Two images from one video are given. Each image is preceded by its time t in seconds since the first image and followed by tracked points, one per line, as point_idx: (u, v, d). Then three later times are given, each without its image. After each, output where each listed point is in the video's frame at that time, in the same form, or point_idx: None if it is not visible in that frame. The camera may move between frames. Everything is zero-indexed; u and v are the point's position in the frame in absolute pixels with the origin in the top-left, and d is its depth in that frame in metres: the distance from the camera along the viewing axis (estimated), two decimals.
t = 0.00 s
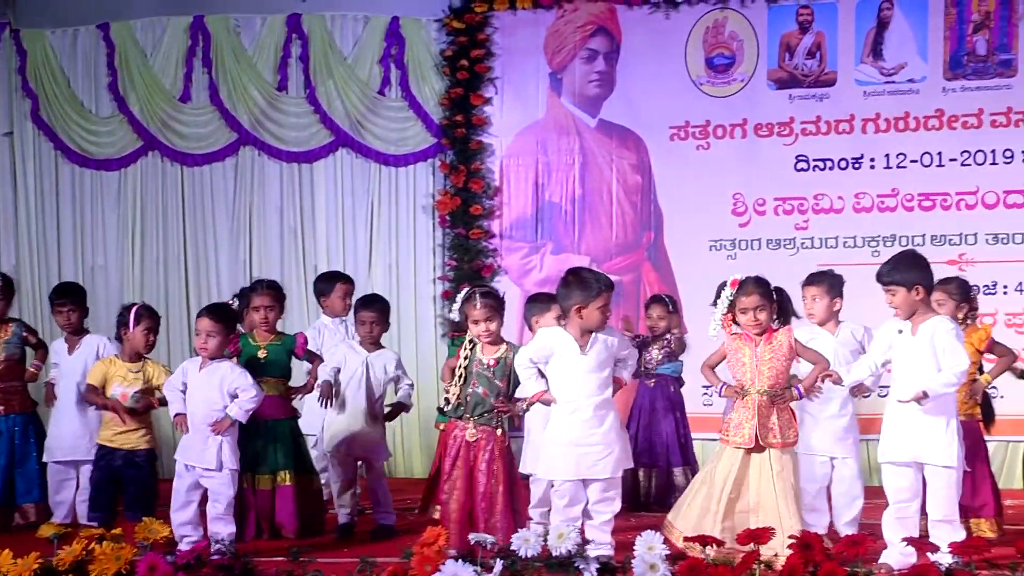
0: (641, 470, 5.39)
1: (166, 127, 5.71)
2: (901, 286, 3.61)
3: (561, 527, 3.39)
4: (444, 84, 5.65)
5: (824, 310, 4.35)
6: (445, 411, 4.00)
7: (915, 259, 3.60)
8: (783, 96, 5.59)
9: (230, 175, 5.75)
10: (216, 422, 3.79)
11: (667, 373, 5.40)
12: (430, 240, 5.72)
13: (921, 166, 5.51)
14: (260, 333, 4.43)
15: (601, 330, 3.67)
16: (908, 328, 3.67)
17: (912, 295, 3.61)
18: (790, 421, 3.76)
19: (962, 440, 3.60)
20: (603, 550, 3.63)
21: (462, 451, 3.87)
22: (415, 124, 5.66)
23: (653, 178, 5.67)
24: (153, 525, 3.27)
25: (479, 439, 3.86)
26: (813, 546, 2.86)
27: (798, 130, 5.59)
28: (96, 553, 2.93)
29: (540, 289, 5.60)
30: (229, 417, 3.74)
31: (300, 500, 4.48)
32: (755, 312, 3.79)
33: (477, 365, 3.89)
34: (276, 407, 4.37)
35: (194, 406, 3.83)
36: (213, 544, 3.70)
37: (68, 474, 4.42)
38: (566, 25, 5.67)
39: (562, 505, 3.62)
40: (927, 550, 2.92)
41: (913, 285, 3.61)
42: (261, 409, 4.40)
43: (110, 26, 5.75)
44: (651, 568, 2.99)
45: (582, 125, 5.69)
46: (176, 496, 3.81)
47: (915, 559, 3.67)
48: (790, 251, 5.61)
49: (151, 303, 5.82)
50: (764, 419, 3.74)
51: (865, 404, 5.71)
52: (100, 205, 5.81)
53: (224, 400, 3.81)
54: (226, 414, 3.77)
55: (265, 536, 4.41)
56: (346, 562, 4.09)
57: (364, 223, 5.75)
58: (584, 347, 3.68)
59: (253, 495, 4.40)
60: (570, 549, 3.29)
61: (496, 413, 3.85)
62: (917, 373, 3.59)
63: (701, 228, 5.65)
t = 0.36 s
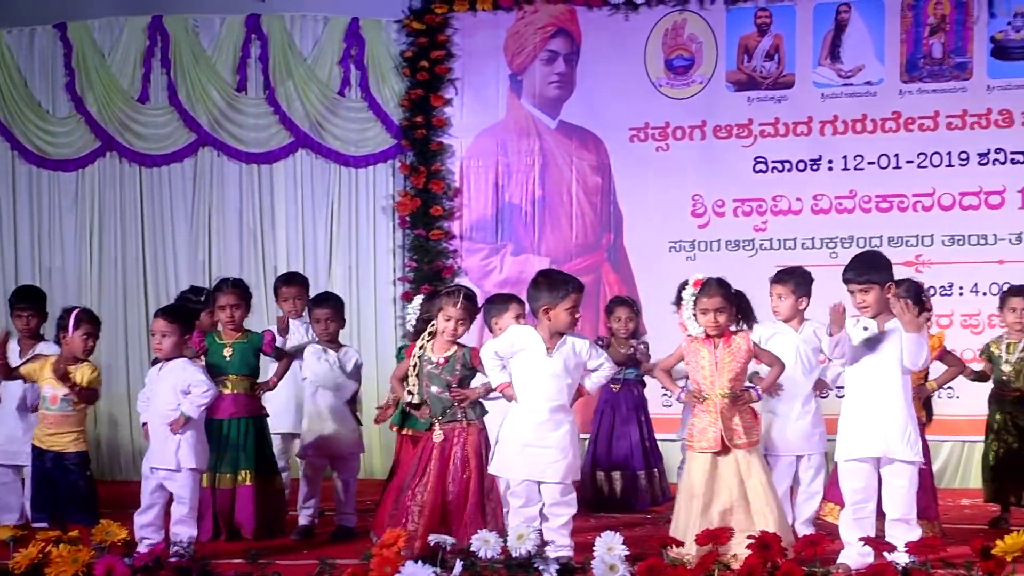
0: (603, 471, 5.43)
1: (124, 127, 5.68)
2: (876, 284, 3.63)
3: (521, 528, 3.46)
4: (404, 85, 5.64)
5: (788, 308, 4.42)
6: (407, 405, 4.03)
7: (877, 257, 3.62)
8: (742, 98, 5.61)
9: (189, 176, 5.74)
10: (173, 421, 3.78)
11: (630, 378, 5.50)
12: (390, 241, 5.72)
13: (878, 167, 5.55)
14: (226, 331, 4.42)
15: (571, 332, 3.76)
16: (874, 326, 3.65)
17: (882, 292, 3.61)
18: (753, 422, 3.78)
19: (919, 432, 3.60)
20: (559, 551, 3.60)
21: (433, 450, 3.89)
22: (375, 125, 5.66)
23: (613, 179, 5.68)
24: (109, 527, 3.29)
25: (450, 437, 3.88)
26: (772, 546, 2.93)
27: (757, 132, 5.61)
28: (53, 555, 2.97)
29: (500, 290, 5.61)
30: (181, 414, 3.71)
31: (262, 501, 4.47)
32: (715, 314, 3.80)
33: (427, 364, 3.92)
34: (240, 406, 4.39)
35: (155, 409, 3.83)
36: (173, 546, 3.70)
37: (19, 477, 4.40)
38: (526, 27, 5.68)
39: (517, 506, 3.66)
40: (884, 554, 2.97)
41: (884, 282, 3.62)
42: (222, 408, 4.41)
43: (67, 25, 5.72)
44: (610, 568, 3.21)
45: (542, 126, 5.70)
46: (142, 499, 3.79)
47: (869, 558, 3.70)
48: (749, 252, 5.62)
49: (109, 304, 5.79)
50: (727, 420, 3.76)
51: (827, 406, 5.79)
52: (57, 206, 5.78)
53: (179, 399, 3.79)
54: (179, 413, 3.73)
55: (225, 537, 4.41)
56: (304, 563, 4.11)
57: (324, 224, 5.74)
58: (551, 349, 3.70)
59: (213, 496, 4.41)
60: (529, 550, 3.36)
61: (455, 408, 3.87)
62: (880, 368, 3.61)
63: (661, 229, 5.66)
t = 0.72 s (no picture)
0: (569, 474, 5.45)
1: (88, 129, 5.65)
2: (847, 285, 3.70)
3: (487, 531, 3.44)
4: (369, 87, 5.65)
5: (757, 310, 4.49)
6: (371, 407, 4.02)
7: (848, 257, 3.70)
8: (706, 101, 5.64)
9: (153, 178, 5.72)
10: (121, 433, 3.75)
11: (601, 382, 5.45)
12: (356, 244, 5.72)
13: (841, 171, 5.59)
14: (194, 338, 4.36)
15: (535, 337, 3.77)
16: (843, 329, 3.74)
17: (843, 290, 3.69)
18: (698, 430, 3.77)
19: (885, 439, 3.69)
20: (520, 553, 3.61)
21: (388, 457, 3.86)
22: (340, 127, 5.66)
23: (578, 182, 5.70)
24: (72, 532, 3.24)
25: (402, 441, 3.87)
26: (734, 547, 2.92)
27: (722, 135, 5.64)
28: (15, 560, 2.92)
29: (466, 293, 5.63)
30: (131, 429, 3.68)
31: (229, 507, 4.40)
32: (675, 317, 3.78)
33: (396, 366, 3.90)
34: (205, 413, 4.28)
35: (104, 414, 3.80)
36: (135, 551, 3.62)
37: None
38: (491, 30, 5.68)
39: (484, 512, 3.65)
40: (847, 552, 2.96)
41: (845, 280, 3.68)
42: (188, 415, 4.31)
43: (29, 26, 5.68)
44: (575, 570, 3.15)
45: (508, 129, 5.70)
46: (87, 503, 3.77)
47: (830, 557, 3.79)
48: (714, 254, 5.65)
49: (72, 307, 5.75)
50: (676, 425, 3.72)
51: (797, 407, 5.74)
52: (19, 208, 5.74)
53: (134, 412, 3.76)
54: (130, 426, 3.71)
55: (191, 542, 4.38)
56: (270, 568, 4.10)
57: (289, 226, 5.73)
58: (517, 352, 3.74)
59: (180, 500, 4.35)
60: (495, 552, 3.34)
61: (416, 413, 3.87)
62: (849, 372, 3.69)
63: (626, 231, 5.68)
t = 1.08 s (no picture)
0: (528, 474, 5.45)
1: (42, 128, 5.62)
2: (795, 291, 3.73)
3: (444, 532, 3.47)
4: (327, 87, 5.64)
5: (706, 308, 4.52)
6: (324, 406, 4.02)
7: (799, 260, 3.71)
8: (664, 102, 5.66)
9: (108, 177, 5.69)
10: (77, 436, 3.71)
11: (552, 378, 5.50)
12: (313, 244, 5.72)
13: (798, 172, 5.62)
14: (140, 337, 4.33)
15: (490, 337, 3.75)
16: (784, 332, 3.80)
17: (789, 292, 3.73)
18: (678, 422, 3.87)
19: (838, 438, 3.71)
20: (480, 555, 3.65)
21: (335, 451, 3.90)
22: (298, 127, 5.65)
23: (537, 183, 5.70)
24: (24, 534, 3.33)
25: (352, 440, 3.88)
26: (693, 547, 3.04)
27: (679, 136, 5.65)
28: None
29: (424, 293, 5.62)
30: (90, 435, 3.66)
31: (174, 507, 4.40)
32: (641, 315, 3.85)
33: (345, 363, 3.90)
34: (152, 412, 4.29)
35: (58, 416, 3.74)
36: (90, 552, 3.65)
37: None
38: (449, 30, 5.68)
39: (446, 512, 3.66)
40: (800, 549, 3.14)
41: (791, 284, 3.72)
42: (137, 414, 4.31)
43: None
44: (533, 571, 3.31)
45: (467, 130, 5.70)
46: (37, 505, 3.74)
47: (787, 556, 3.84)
48: (671, 255, 5.67)
49: (26, 305, 5.73)
50: (652, 425, 3.83)
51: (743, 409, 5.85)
52: None
53: (92, 416, 3.73)
54: (88, 431, 3.68)
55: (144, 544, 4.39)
56: (226, 569, 4.11)
57: (246, 226, 5.72)
58: (472, 354, 3.73)
59: (125, 501, 4.33)
60: (452, 553, 3.36)
61: (365, 409, 3.85)
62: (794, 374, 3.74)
63: (584, 232, 5.69)
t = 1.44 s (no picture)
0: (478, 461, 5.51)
1: None
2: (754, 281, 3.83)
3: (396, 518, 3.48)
4: (279, 74, 5.61)
5: (657, 298, 4.36)
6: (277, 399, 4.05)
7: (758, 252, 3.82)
8: (617, 90, 5.66)
9: (57, 162, 5.66)
10: (46, 414, 3.77)
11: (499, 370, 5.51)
12: (266, 231, 5.70)
13: (749, 161, 5.63)
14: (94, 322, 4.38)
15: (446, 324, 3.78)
16: (745, 319, 3.88)
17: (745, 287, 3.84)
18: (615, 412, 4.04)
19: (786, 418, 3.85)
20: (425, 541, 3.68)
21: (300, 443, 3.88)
22: (250, 114, 5.63)
23: (489, 170, 5.71)
24: None
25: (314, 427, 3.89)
26: (643, 533, 3.02)
27: (632, 124, 5.66)
28: None
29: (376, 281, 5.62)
30: (57, 406, 3.72)
31: (130, 493, 4.49)
32: (581, 297, 3.98)
33: (296, 352, 3.92)
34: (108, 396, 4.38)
35: (25, 404, 3.80)
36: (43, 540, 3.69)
37: None
38: (402, 17, 5.67)
39: (394, 495, 3.70)
40: (752, 536, 3.20)
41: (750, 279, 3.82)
42: (93, 400, 4.39)
43: None
44: (485, 558, 3.13)
45: (419, 117, 5.69)
46: (7, 494, 3.78)
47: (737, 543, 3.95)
48: (624, 243, 5.68)
49: None
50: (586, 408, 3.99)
51: (691, 397, 5.97)
52: None
53: (52, 389, 3.79)
54: (54, 405, 3.74)
55: (93, 530, 4.45)
56: (177, 556, 4.12)
57: (198, 213, 5.70)
58: (426, 339, 3.74)
59: (81, 488, 4.43)
60: (403, 539, 3.38)
61: (323, 396, 3.89)
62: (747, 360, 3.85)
63: (537, 219, 5.70)
